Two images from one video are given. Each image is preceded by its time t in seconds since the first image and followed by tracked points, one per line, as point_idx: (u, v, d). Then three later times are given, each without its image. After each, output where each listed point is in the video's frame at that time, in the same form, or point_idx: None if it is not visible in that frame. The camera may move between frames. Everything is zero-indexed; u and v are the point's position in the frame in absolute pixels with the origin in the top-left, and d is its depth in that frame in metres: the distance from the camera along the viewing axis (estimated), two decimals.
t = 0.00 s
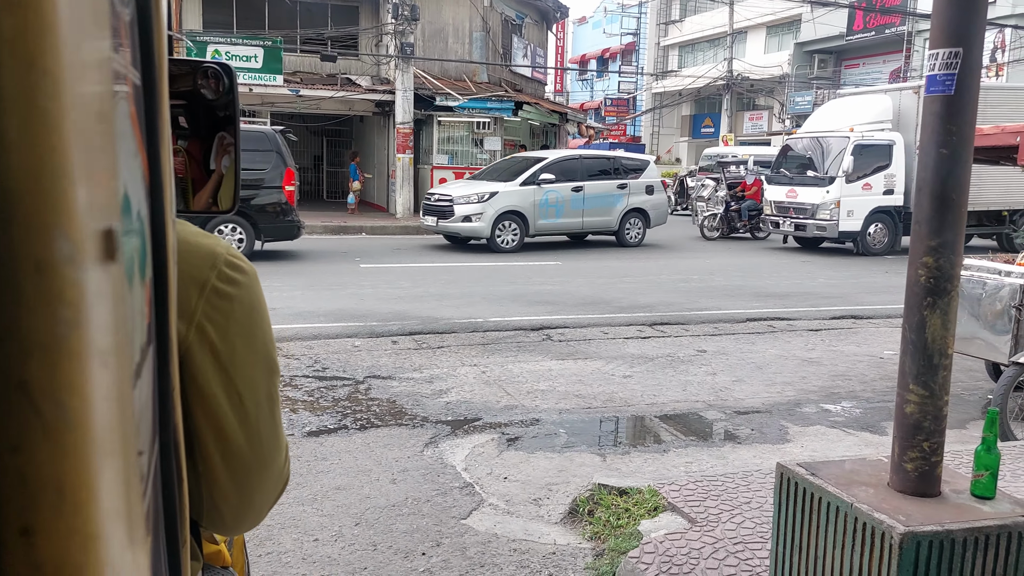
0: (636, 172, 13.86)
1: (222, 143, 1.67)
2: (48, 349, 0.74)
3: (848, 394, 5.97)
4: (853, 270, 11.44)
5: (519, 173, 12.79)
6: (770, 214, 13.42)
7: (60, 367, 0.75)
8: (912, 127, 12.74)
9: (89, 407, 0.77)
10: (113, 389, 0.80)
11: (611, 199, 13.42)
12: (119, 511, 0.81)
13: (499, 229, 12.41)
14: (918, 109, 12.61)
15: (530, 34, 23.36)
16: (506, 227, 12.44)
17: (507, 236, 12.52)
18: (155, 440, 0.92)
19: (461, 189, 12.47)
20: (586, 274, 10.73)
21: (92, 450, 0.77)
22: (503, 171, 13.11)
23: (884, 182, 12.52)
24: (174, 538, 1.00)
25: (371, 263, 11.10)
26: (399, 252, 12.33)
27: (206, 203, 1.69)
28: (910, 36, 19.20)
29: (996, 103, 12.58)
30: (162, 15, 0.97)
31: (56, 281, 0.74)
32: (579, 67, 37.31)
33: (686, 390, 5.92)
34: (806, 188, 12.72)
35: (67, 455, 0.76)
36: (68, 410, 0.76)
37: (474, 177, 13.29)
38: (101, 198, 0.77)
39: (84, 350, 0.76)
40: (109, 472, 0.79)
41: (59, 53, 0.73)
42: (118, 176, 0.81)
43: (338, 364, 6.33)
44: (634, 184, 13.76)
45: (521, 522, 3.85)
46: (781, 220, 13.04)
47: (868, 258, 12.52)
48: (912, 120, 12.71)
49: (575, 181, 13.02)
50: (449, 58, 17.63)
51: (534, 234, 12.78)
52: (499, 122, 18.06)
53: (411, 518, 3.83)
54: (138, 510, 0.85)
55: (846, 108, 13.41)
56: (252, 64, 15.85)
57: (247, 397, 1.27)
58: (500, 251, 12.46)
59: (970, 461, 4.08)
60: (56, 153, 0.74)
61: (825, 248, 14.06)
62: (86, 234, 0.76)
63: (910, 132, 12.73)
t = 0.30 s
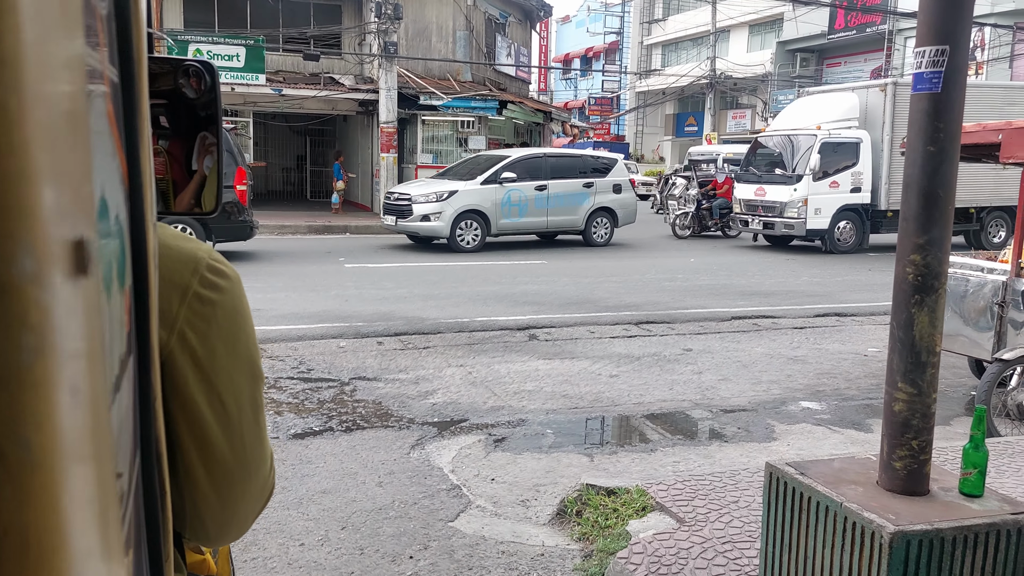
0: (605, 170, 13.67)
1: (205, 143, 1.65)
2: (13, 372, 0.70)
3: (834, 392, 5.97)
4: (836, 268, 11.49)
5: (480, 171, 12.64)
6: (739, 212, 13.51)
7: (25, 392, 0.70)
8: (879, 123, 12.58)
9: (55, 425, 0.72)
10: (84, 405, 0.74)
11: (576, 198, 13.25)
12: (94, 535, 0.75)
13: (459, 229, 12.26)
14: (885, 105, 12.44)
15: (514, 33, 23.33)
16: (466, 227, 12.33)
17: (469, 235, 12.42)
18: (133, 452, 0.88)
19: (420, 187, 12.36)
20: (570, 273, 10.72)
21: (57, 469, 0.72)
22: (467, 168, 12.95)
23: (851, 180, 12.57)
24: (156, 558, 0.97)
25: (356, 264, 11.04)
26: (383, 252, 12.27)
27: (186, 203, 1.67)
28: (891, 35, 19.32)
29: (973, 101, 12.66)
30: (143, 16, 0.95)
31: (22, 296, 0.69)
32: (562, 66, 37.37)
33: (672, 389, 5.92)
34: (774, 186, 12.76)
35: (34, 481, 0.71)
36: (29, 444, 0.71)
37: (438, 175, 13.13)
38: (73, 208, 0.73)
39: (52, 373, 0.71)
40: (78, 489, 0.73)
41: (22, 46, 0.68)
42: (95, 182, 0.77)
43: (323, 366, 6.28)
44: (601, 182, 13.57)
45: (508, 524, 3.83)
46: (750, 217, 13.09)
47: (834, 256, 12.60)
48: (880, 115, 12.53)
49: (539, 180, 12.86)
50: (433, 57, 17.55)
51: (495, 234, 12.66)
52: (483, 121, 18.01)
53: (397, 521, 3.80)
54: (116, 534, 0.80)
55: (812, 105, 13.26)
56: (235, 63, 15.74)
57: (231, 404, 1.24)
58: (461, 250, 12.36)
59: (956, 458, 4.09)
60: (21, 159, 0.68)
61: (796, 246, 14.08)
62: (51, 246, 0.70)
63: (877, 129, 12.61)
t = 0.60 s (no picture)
0: (572, 170, 13.50)
1: (194, 144, 1.64)
2: (14, 378, 0.66)
3: (822, 389, 6.00)
4: (823, 266, 11.56)
5: (442, 171, 12.47)
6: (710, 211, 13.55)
7: (29, 398, 0.67)
8: (847, 122, 12.76)
9: (59, 429, 0.69)
10: (86, 407, 0.72)
11: (542, 198, 13.07)
12: (96, 539, 0.73)
13: (420, 229, 12.10)
14: (853, 105, 12.62)
15: (501, 33, 23.32)
16: (428, 227, 12.15)
17: (430, 235, 12.23)
18: (126, 454, 0.87)
19: (380, 187, 12.20)
20: (558, 272, 10.73)
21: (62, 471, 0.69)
22: (429, 169, 12.76)
23: (820, 179, 12.59)
24: (148, 559, 0.97)
25: (344, 263, 11.01)
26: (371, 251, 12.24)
27: (175, 203, 1.66)
28: (876, 34, 19.44)
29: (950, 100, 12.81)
30: (132, 17, 0.94)
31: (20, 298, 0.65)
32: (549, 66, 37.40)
33: (662, 387, 5.93)
34: (744, 185, 12.73)
35: (36, 491, 0.68)
36: (32, 444, 0.67)
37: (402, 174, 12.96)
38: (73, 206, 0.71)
39: (55, 378, 0.68)
40: (80, 490, 0.71)
41: (19, 40, 0.64)
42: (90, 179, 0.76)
43: (311, 366, 6.25)
44: (568, 182, 13.39)
45: (498, 523, 3.83)
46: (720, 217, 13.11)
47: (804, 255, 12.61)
48: (849, 115, 12.70)
49: (503, 179, 12.69)
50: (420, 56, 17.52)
51: (458, 234, 12.50)
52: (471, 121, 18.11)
53: (388, 522, 3.79)
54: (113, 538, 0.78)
55: (782, 104, 13.32)
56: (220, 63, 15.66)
57: (222, 409, 1.24)
58: (423, 251, 12.16)
59: (943, 455, 4.12)
60: (21, 152, 0.65)
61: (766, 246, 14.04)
62: (52, 247, 0.67)
63: (845, 128, 12.77)
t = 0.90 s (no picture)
0: (538, 169, 13.32)
1: (175, 141, 1.60)
2: None
3: (807, 388, 6.03)
4: (808, 266, 11.61)
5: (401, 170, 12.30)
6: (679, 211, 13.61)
7: None
8: (815, 122, 12.75)
9: (18, 424, 0.71)
10: (49, 402, 0.74)
11: (505, 198, 12.89)
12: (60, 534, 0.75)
13: (378, 229, 11.92)
14: (821, 104, 12.61)
15: (488, 33, 23.29)
16: (385, 227, 11.97)
17: (388, 235, 12.05)
18: (103, 450, 0.88)
19: (337, 187, 12.04)
20: (544, 271, 10.73)
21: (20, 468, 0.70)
22: (390, 167, 12.57)
23: (788, 179, 12.59)
24: (126, 558, 0.96)
25: (330, 263, 10.97)
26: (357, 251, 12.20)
27: (157, 201, 1.61)
28: (861, 35, 19.55)
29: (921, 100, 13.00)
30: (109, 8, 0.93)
31: None
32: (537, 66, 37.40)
33: (648, 386, 5.95)
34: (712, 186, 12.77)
35: None
36: None
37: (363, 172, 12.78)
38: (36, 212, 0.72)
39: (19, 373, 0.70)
40: (46, 489, 0.73)
41: None
42: (59, 177, 0.76)
43: (296, 367, 6.22)
44: (533, 182, 13.22)
45: (485, 523, 3.82)
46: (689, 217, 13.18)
47: (771, 255, 12.59)
48: (816, 114, 12.69)
49: (464, 179, 12.51)
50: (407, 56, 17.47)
51: (417, 234, 12.32)
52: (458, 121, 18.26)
53: (373, 522, 3.78)
54: (83, 532, 0.79)
55: (750, 103, 13.26)
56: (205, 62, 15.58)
57: (205, 407, 1.23)
58: (380, 251, 11.99)
59: (926, 452, 4.15)
60: None
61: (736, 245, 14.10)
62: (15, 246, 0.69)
63: (813, 128, 12.76)
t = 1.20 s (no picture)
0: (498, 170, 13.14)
1: (156, 143, 1.58)
2: None
3: (788, 388, 6.07)
4: (789, 267, 11.70)
5: (354, 170, 12.09)
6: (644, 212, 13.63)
7: None
8: (778, 124, 12.83)
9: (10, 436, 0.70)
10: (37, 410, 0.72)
11: (462, 199, 12.70)
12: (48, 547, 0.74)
13: (329, 230, 11.69)
14: (784, 107, 12.69)
15: (470, 34, 23.26)
16: (337, 228, 11.74)
17: (340, 237, 11.82)
18: (87, 462, 0.86)
19: (288, 187, 11.83)
20: (527, 272, 10.73)
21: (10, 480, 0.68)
22: (345, 166, 12.35)
23: (751, 180, 12.64)
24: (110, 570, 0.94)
25: (312, 265, 10.91)
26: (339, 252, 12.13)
27: (136, 204, 1.60)
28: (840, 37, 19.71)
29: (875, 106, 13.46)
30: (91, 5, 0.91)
31: None
32: (519, 67, 37.39)
33: (631, 387, 5.96)
34: (676, 187, 12.77)
35: None
36: None
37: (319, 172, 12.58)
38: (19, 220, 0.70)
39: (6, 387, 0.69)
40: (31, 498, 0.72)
41: None
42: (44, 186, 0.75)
43: (279, 369, 6.18)
44: (492, 182, 13.04)
45: (470, 525, 3.81)
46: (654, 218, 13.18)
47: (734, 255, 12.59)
48: (779, 116, 12.76)
49: (420, 179, 12.31)
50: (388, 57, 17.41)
51: (370, 236, 12.12)
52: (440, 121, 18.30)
53: (357, 525, 3.75)
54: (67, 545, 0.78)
55: (712, 104, 13.26)
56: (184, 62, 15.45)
57: (188, 412, 1.21)
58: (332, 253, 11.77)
59: (907, 452, 4.18)
60: None
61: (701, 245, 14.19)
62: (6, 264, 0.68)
63: (776, 129, 12.85)
